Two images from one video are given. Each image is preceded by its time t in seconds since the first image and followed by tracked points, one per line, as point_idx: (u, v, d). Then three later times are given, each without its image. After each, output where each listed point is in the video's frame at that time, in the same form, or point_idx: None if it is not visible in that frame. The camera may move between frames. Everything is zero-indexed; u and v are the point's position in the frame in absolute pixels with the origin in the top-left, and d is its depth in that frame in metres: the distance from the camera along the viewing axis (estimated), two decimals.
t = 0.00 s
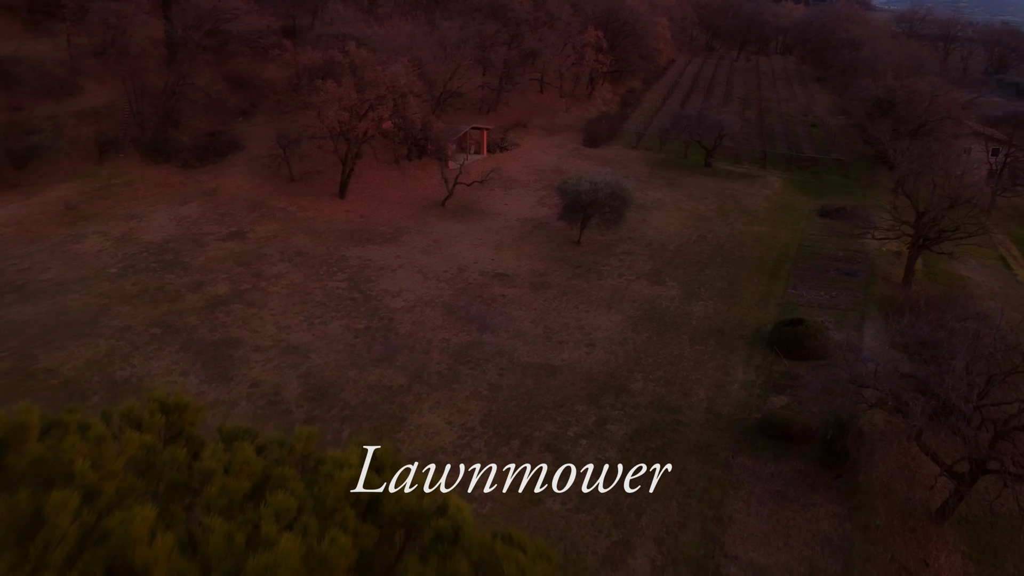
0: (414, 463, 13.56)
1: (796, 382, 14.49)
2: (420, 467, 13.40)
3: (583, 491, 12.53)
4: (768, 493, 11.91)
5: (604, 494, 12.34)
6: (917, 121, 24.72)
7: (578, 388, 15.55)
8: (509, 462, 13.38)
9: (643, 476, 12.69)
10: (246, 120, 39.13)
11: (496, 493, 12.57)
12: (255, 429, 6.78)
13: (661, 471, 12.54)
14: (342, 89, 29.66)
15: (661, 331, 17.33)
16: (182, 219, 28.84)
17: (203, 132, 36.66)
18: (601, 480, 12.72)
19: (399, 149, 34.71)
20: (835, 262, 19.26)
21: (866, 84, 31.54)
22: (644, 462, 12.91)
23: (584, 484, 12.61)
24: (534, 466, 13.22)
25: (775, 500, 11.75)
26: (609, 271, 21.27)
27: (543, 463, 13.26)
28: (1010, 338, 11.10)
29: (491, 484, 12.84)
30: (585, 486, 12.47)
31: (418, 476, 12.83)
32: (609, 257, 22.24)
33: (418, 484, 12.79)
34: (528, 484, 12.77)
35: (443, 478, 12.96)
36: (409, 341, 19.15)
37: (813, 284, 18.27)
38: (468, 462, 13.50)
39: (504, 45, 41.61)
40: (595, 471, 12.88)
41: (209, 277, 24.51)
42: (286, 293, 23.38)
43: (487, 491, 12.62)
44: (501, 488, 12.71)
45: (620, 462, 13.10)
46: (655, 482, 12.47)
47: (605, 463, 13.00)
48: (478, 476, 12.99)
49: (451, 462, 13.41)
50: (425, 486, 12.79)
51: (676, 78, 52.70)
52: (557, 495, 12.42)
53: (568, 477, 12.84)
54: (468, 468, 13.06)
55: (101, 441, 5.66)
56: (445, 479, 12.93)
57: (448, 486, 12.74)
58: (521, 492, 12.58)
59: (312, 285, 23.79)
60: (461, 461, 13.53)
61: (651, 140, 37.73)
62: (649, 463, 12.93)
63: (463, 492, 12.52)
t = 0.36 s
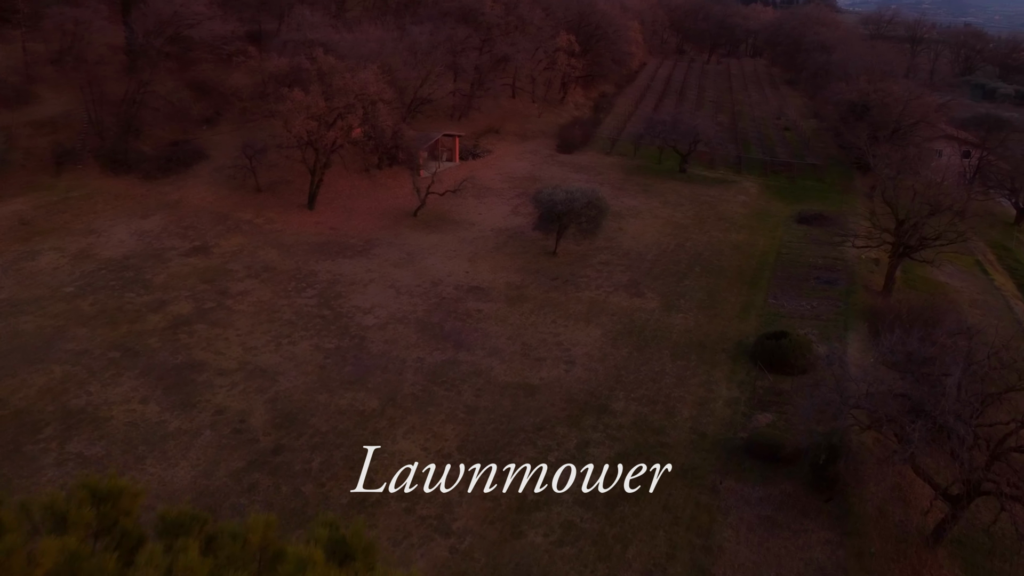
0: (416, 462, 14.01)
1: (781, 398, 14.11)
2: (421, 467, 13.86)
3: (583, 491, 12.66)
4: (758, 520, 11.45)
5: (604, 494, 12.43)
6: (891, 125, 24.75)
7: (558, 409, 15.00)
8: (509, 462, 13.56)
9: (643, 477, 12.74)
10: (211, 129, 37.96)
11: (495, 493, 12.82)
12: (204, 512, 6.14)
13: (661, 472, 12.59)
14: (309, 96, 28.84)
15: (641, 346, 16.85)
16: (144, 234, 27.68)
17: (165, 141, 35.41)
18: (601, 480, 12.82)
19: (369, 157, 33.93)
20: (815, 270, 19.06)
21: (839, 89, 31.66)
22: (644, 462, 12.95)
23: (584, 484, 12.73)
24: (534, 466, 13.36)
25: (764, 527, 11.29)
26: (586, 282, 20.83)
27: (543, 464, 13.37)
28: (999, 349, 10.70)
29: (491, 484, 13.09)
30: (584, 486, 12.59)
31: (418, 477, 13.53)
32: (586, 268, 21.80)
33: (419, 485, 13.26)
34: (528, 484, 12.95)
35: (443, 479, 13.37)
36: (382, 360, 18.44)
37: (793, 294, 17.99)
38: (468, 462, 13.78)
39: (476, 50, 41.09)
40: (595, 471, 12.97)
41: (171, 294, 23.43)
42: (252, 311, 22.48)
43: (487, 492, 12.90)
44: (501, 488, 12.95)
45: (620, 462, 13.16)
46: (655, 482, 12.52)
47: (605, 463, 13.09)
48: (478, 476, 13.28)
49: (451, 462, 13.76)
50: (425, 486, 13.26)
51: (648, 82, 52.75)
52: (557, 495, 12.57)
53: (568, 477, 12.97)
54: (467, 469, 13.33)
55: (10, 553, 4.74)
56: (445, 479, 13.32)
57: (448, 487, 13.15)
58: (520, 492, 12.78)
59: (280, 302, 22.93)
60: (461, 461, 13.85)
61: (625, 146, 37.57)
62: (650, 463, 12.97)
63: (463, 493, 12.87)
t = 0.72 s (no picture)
0: (416, 462, 14.17)
1: (766, 416, 13.73)
2: (421, 467, 14.06)
3: (583, 491, 12.75)
4: (747, 548, 11.02)
5: (605, 494, 12.52)
6: (863, 131, 24.78)
7: (537, 433, 14.45)
8: (509, 462, 13.67)
9: (643, 476, 12.81)
10: (172, 139, 36.69)
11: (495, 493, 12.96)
12: None
13: (661, 472, 12.65)
14: (273, 107, 27.91)
15: (621, 363, 16.38)
16: (101, 251, 26.46)
17: (124, 153, 34.07)
18: (601, 479, 12.91)
19: (337, 168, 33.08)
20: (793, 279, 18.86)
21: (810, 94, 31.74)
22: (644, 462, 13.03)
23: (584, 484, 12.83)
24: (534, 466, 13.48)
25: (754, 556, 10.85)
26: (562, 296, 20.36)
27: (543, 464, 13.48)
28: (990, 365, 10.33)
29: (491, 484, 13.24)
30: (585, 485, 12.70)
31: (418, 476, 13.79)
32: (561, 280, 21.35)
33: (419, 485, 13.45)
34: (528, 483, 13.07)
35: (443, 479, 13.56)
36: (353, 383, 17.72)
37: (773, 305, 17.72)
38: (468, 463, 13.92)
39: (445, 56, 40.51)
40: (595, 470, 13.06)
41: (129, 316, 22.27)
42: (214, 333, 21.46)
43: (487, 492, 13.05)
44: (501, 488, 13.09)
45: (620, 462, 13.24)
46: (655, 482, 12.59)
47: (605, 462, 13.16)
48: (477, 477, 13.42)
49: (451, 462, 13.94)
50: (425, 486, 13.45)
51: (619, 87, 52.73)
52: (558, 495, 12.67)
53: (568, 476, 13.07)
54: (467, 470, 13.48)
55: None
56: (445, 479, 13.50)
57: (449, 487, 13.32)
58: (520, 492, 12.90)
59: (244, 322, 22.00)
60: (461, 461, 14.01)
61: (597, 153, 37.39)
62: (649, 463, 13.05)
63: (463, 493, 13.03)
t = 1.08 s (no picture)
0: (415, 463, 14.27)
1: (750, 435, 13.35)
2: (421, 467, 14.15)
3: (583, 491, 12.85)
4: None
5: (605, 494, 12.61)
6: (835, 137, 24.77)
7: (514, 460, 13.85)
8: (509, 462, 13.75)
9: (643, 477, 12.88)
10: (131, 150, 35.32)
11: (495, 493, 13.04)
12: None
13: (661, 472, 12.71)
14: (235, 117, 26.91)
15: (599, 382, 15.88)
16: (55, 270, 25.15)
17: (79, 165, 32.63)
18: (600, 479, 13.00)
19: (303, 180, 32.17)
20: (771, 289, 18.63)
21: (781, 99, 31.80)
22: (644, 462, 13.09)
23: (584, 484, 12.92)
24: (534, 466, 13.56)
25: None
26: (537, 310, 19.86)
27: (543, 463, 13.56)
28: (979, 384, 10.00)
29: (491, 484, 13.33)
30: (585, 485, 12.79)
31: (417, 476, 13.90)
32: (536, 294, 20.83)
33: (419, 485, 13.55)
34: (528, 483, 13.15)
35: (443, 479, 13.66)
36: (321, 408, 16.95)
37: (751, 316, 17.42)
38: (468, 462, 14.00)
39: (414, 63, 39.83)
40: (595, 471, 13.14)
41: (84, 340, 21.02)
42: (173, 357, 20.32)
43: (487, 492, 13.13)
44: (501, 488, 13.18)
45: (620, 462, 13.31)
46: (655, 482, 12.65)
47: (605, 463, 13.24)
48: (477, 477, 13.52)
49: (451, 462, 14.01)
50: (425, 486, 13.56)
51: (588, 93, 52.63)
52: (557, 495, 12.77)
53: (568, 476, 13.16)
54: (467, 470, 13.57)
55: None
56: (445, 479, 13.60)
57: (448, 487, 13.41)
58: (520, 492, 12.99)
59: (206, 344, 20.98)
60: (461, 461, 14.09)
61: (569, 160, 37.12)
62: (649, 463, 13.10)
63: (463, 494, 13.12)
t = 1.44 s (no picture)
0: (415, 463, 14.38)
1: (735, 456, 12.97)
2: (421, 467, 14.26)
3: (583, 491, 12.93)
4: None
5: (605, 494, 12.68)
6: (808, 145, 24.76)
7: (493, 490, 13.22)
8: (509, 462, 13.85)
9: (643, 477, 12.94)
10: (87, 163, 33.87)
11: (495, 493, 13.15)
12: None
13: (661, 472, 12.77)
14: (197, 130, 25.88)
15: (579, 403, 15.36)
16: (4, 292, 23.78)
17: (32, 179, 31.13)
18: (601, 479, 13.08)
19: (269, 193, 31.23)
20: (750, 302, 18.42)
21: (753, 106, 31.87)
22: (644, 462, 13.16)
23: (584, 484, 13.00)
24: (534, 466, 13.65)
25: None
26: (512, 327, 19.34)
27: (543, 464, 13.65)
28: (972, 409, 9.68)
29: (491, 484, 13.42)
30: (585, 485, 12.86)
31: (418, 476, 14.02)
32: (511, 310, 20.30)
33: (419, 485, 13.66)
34: (528, 483, 13.24)
35: (443, 479, 13.76)
36: (289, 437, 16.14)
37: (731, 330, 17.14)
38: (468, 463, 14.10)
39: (382, 72, 39.12)
40: (595, 471, 13.23)
41: (35, 367, 19.78)
42: (131, 384, 19.18)
43: (487, 492, 13.23)
44: (501, 488, 13.27)
45: (615, 470, 13.20)
46: (655, 482, 12.71)
47: (605, 463, 13.31)
48: (478, 477, 13.61)
49: (451, 462, 14.11)
50: (425, 486, 13.67)
51: (559, 100, 52.46)
52: (557, 495, 12.85)
53: (568, 477, 13.25)
54: (467, 470, 13.67)
55: None
56: (445, 480, 13.69)
57: (448, 487, 13.51)
58: (520, 492, 13.08)
59: (166, 369, 19.93)
60: (461, 461, 14.18)
61: (541, 169, 36.79)
62: (649, 463, 13.18)
63: (463, 494, 13.22)
